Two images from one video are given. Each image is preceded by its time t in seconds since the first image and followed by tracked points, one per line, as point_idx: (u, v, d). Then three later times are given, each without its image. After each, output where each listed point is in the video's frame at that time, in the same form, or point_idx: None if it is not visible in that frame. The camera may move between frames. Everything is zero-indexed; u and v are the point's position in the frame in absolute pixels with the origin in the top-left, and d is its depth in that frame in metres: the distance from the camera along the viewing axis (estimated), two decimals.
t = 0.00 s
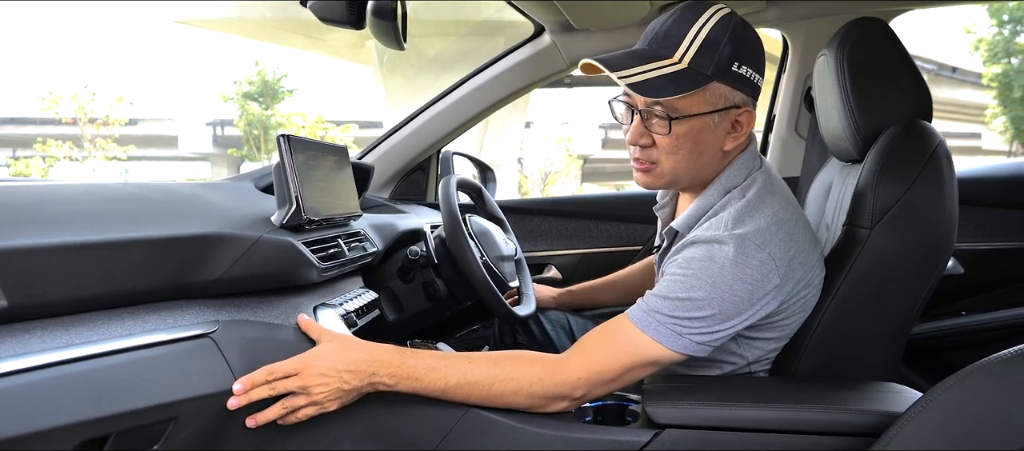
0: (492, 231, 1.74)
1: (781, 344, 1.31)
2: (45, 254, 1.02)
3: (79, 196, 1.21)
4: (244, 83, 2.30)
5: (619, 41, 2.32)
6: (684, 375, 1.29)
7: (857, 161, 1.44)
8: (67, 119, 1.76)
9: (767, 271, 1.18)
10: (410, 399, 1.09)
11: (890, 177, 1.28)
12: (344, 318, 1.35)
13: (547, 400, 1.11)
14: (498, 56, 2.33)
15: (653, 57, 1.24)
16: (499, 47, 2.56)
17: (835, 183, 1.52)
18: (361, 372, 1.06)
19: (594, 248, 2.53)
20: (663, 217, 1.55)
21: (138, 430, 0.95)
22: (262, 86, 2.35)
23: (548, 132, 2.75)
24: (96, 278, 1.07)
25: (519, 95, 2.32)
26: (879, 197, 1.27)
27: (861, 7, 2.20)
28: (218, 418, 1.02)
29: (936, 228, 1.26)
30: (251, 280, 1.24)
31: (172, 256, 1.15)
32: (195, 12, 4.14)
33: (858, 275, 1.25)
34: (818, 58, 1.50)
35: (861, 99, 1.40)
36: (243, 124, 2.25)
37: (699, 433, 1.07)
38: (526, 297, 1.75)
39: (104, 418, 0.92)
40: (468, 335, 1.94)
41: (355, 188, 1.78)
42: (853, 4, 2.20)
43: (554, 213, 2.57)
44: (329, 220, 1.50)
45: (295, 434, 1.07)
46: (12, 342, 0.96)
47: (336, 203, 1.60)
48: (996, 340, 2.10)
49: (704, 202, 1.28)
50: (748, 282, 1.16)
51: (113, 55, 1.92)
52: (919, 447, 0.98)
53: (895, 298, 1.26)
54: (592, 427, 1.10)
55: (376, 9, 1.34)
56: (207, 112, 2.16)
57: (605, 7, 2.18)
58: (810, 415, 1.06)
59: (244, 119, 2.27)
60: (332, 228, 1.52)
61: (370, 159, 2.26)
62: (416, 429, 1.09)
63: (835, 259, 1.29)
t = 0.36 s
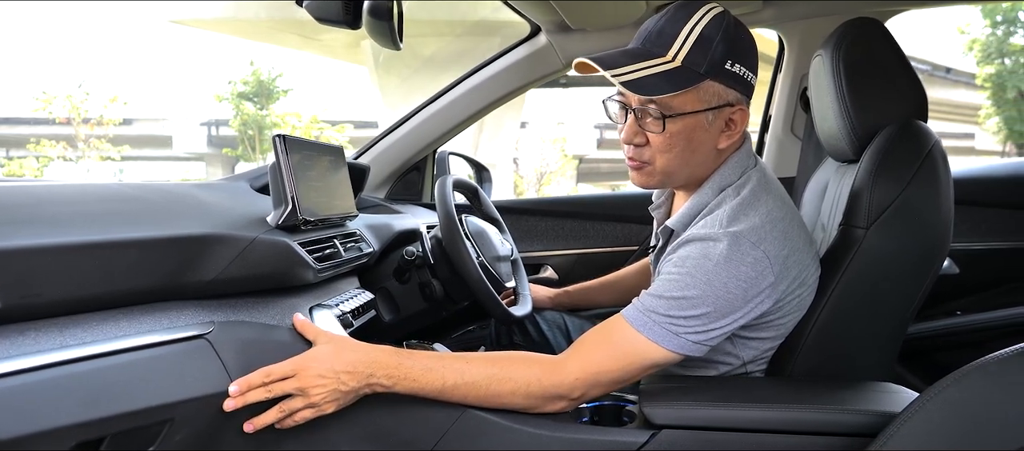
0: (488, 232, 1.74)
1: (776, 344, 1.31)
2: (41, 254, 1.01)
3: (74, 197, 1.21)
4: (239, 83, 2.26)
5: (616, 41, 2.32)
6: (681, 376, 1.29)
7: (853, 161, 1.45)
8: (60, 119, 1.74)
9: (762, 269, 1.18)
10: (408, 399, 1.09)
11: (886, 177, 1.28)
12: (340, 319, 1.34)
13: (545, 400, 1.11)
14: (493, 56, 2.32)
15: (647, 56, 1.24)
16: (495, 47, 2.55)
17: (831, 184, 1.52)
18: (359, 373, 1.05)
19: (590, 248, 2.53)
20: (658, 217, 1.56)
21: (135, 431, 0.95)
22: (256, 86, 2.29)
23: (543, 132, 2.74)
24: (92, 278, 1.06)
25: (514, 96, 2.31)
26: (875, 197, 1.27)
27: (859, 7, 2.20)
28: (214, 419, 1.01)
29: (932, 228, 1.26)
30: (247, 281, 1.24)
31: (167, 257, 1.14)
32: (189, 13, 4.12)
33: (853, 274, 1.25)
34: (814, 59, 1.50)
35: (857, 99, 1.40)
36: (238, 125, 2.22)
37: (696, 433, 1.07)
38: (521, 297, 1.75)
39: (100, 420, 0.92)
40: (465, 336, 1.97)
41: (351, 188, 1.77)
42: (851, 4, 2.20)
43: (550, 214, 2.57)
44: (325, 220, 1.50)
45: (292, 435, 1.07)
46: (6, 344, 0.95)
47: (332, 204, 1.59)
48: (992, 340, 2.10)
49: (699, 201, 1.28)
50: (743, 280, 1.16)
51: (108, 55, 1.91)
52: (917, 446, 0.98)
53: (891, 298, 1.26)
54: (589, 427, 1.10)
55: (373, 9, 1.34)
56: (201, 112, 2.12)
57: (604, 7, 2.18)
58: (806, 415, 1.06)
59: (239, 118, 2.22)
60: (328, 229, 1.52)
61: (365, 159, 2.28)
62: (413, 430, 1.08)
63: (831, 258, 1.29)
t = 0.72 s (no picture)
0: (485, 232, 1.73)
1: (775, 344, 1.31)
2: (38, 254, 1.01)
3: (71, 197, 1.20)
4: (234, 83, 2.33)
5: (613, 41, 2.32)
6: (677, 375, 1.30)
7: (850, 161, 1.45)
8: (55, 119, 1.73)
9: (760, 269, 1.18)
10: (406, 400, 1.09)
11: (883, 177, 1.29)
12: (338, 319, 1.34)
13: (543, 399, 1.11)
14: (491, 56, 2.32)
15: (645, 54, 1.24)
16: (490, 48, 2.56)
17: (828, 184, 1.52)
18: (359, 374, 1.05)
19: (587, 248, 2.53)
20: (657, 217, 1.56)
21: (133, 432, 0.95)
22: (251, 86, 2.35)
23: (540, 133, 2.73)
24: (89, 279, 1.05)
25: (509, 98, 2.31)
26: (873, 197, 1.27)
27: (857, 7, 2.21)
28: (212, 421, 1.01)
29: (929, 228, 1.27)
30: (245, 281, 1.23)
31: (165, 257, 1.13)
32: (185, 12, 4.12)
33: (850, 275, 1.25)
34: (812, 59, 1.50)
35: (855, 99, 1.40)
36: (233, 124, 2.18)
37: (695, 433, 1.07)
38: (519, 297, 1.75)
39: (98, 421, 0.92)
40: (462, 336, 1.95)
41: (348, 189, 1.77)
42: (848, 4, 2.20)
43: (547, 214, 2.56)
44: (323, 221, 1.50)
45: (290, 436, 1.07)
46: (3, 344, 0.94)
47: (329, 204, 1.59)
48: (989, 341, 2.10)
49: (697, 201, 1.28)
50: (740, 280, 1.16)
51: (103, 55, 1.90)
52: (914, 447, 0.98)
53: (889, 298, 1.26)
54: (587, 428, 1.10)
55: (371, 9, 1.34)
56: (196, 111, 2.14)
57: (605, 7, 2.19)
58: (804, 416, 1.07)
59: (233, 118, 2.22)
60: (326, 229, 1.51)
61: (362, 160, 2.25)
62: (412, 430, 1.08)
63: (829, 259, 1.29)
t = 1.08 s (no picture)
0: (483, 230, 1.73)
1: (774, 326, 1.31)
2: (32, 251, 1.00)
3: (66, 193, 1.19)
4: (229, 83, 2.18)
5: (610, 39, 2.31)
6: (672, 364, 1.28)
7: (848, 159, 1.45)
8: (50, 118, 1.74)
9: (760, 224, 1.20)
10: (404, 398, 1.08)
11: (882, 174, 1.28)
12: (335, 317, 1.33)
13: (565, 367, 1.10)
14: (487, 55, 2.31)
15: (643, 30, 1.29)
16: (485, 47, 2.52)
17: (826, 182, 1.52)
18: (380, 361, 1.04)
19: (584, 247, 2.53)
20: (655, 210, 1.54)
21: (129, 431, 0.94)
22: (247, 85, 2.21)
23: (535, 132, 2.71)
24: (84, 275, 1.05)
25: (505, 97, 2.31)
26: (872, 194, 1.27)
27: (853, 6, 2.22)
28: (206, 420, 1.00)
29: (929, 224, 1.26)
30: (241, 279, 1.22)
31: (160, 255, 1.12)
32: (181, 12, 4.11)
33: (848, 273, 1.24)
34: (809, 57, 1.50)
35: (853, 97, 1.40)
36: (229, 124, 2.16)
37: (695, 432, 1.07)
38: (516, 296, 1.73)
39: (92, 420, 0.90)
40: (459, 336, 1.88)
41: (345, 187, 1.76)
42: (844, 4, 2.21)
43: (544, 212, 2.57)
44: (320, 218, 1.49)
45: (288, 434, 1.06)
46: None
47: (326, 202, 1.59)
48: (986, 339, 2.11)
49: (695, 171, 1.31)
50: (743, 233, 1.19)
51: (100, 55, 1.89)
52: (916, 446, 0.97)
53: (888, 295, 1.26)
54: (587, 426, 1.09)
55: (369, 6, 1.33)
56: (191, 111, 2.10)
57: (604, 7, 2.25)
58: (803, 414, 1.06)
59: (229, 117, 2.16)
60: (323, 227, 1.51)
61: (359, 158, 2.27)
62: (413, 430, 1.07)
63: (827, 256, 1.29)
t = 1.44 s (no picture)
0: (480, 230, 1.73)
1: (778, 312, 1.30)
2: (28, 252, 0.99)
3: (61, 192, 1.18)
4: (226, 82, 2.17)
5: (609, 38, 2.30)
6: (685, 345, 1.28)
7: (846, 159, 1.45)
8: (46, 118, 1.72)
9: (805, 186, 1.20)
10: (402, 398, 1.07)
11: (881, 173, 1.28)
12: (332, 317, 1.32)
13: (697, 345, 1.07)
14: (485, 54, 2.31)
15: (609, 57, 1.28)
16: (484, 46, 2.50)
17: (825, 182, 1.52)
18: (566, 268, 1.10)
19: (583, 246, 2.54)
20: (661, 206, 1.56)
21: (125, 432, 0.93)
22: (244, 85, 2.21)
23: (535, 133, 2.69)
24: (79, 276, 1.04)
25: (500, 98, 2.31)
26: (871, 194, 1.27)
27: (852, 5, 2.20)
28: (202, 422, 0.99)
29: (928, 225, 1.26)
30: (238, 278, 1.22)
31: (155, 255, 1.12)
32: (179, 11, 4.10)
33: (847, 273, 1.24)
34: (808, 56, 1.50)
35: (851, 97, 1.40)
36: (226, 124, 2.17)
37: (694, 433, 1.06)
38: (516, 296, 1.71)
39: (86, 421, 0.89)
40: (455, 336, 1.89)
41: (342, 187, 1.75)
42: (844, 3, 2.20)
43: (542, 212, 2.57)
44: (317, 218, 1.48)
45: (285, 435, 1.05)
46: None
47: (323, 201, 1.58)
48: (985, 339, 2.11)
49: (717, 153, 1.32)
50: (800, 189, 1.20)
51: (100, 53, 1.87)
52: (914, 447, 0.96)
53: (884, 296, 1.26)
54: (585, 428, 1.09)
55: (365, 5, 1.31)
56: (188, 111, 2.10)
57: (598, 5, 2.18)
58: (804, 414, 1.06)
59: (227, 117, 2.17)
60: (320, 227, 1.50)
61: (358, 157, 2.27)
62: (408, 430, 1.06)
63: (826, 254, 1.28)
